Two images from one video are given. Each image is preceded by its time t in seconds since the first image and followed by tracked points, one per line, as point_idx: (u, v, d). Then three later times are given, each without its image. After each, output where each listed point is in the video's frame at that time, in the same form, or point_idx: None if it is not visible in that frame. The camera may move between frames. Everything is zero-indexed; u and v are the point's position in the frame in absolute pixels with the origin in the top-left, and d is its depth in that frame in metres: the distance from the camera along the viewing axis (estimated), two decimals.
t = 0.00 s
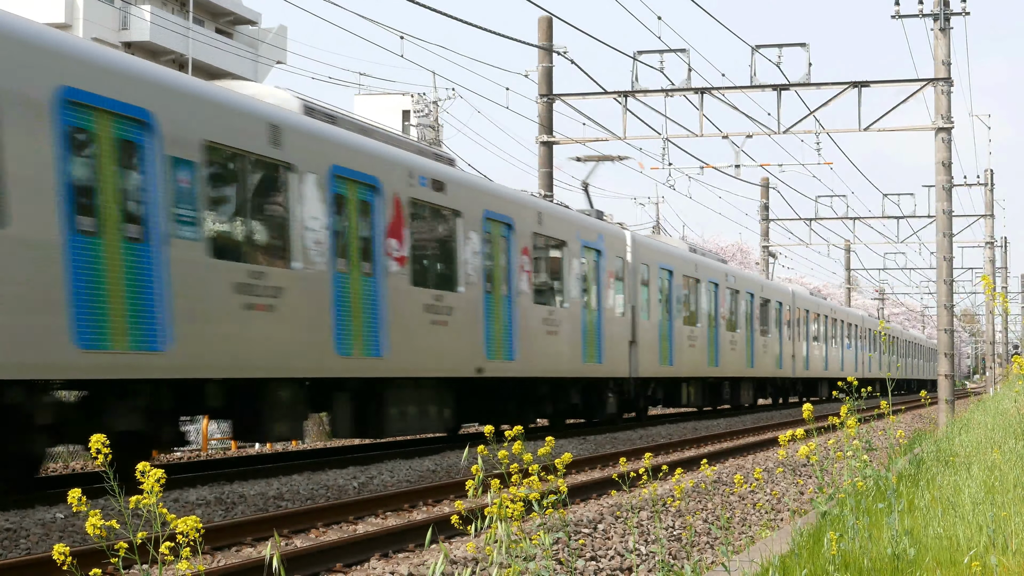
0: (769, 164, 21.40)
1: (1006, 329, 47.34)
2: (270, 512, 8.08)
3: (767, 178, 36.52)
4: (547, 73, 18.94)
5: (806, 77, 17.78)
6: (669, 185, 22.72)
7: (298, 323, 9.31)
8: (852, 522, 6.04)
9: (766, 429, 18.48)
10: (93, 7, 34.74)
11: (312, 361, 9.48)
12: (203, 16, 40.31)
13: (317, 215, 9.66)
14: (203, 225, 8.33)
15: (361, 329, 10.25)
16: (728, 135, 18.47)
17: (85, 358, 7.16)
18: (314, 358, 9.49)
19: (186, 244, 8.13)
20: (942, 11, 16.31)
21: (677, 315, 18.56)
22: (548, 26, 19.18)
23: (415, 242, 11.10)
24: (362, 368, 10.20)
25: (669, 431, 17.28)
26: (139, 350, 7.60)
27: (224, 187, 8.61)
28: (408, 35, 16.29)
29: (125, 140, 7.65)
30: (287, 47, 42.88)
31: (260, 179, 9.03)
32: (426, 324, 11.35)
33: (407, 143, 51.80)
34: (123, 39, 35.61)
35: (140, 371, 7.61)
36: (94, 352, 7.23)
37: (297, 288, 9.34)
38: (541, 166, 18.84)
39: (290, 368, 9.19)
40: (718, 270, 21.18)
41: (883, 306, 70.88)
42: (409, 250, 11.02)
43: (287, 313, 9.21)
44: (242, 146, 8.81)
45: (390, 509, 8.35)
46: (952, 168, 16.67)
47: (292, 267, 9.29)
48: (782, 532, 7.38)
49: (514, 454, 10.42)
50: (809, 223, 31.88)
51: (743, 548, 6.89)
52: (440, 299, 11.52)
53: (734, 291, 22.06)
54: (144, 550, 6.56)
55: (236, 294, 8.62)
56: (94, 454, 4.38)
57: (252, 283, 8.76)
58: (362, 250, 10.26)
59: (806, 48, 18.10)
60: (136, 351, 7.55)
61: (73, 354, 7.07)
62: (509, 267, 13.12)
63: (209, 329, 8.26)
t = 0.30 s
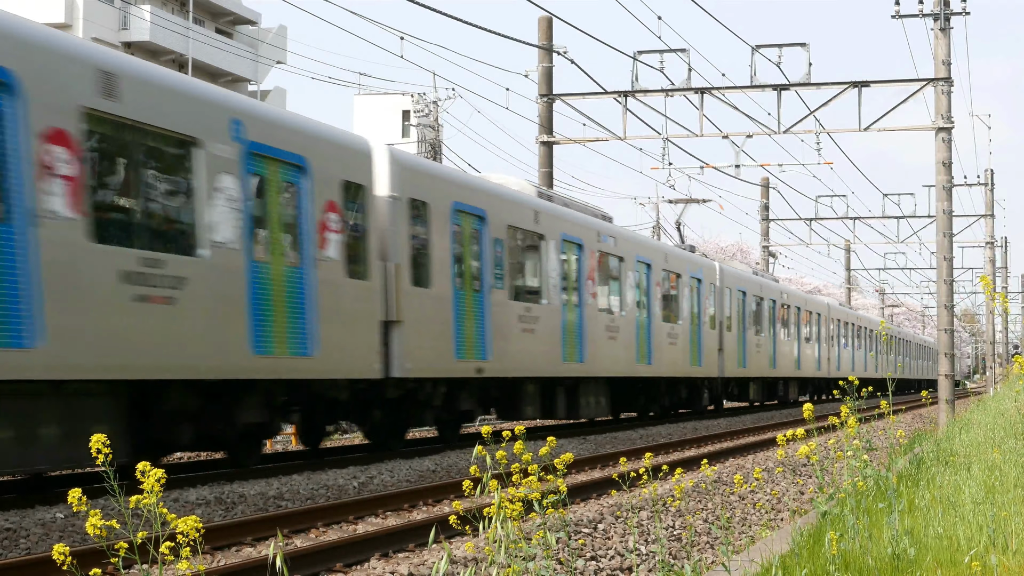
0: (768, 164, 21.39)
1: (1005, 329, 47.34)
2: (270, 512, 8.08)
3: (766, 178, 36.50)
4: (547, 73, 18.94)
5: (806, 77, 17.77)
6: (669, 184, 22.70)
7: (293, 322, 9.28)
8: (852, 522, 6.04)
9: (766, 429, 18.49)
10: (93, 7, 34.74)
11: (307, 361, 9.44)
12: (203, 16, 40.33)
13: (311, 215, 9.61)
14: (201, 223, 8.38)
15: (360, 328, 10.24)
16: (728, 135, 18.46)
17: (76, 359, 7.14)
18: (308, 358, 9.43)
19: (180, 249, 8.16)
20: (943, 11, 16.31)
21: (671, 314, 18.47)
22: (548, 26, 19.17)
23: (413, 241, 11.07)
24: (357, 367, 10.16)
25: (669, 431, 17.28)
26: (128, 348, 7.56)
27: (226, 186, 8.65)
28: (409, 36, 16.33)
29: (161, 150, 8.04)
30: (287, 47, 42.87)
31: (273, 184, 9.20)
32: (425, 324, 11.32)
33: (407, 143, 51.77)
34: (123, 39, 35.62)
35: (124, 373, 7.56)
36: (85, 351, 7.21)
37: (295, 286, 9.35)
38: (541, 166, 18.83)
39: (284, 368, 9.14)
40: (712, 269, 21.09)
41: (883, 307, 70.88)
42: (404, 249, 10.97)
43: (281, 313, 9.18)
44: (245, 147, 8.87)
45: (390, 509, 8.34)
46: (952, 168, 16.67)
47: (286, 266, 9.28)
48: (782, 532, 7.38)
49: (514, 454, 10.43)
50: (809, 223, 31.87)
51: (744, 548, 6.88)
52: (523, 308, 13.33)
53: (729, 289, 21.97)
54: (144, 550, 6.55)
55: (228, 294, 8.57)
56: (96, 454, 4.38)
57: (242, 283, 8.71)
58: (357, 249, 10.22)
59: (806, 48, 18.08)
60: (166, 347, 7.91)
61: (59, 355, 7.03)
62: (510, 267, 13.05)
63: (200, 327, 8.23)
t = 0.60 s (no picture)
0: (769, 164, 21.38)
1: (1005, 329, 47.36)
2: (270, 512, 8.08)
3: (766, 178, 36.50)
4: (547, 73, 18.94)
5: (806, 77, 17.77)
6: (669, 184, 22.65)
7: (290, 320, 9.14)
8: (852, 522, 6.05)
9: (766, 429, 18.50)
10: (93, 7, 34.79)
11: (306, 359, 9.34)
12: (202, 16, 40.36)
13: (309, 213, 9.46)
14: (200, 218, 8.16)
15: (368, 329, 10.25)
16: (728, 135, 18.46)
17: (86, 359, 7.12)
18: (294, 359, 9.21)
19: (182, 245, 7.96)
20: (942, 11, 16.31)
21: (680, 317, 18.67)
22: (548, 26, 19.18)
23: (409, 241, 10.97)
24: (353, 366, 10.02)
25: (668, 431, 17.30)
26: (129, 348, 7.46)
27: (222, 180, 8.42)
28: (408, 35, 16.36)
29: (227, 166, 8.52)
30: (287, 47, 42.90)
31: (226, 171, 8.51)
32: (437, 329, 11.43)
33: (407, 143, 51.81)
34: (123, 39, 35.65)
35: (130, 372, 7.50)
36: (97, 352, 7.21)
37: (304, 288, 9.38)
38: (541, 166, 18.83)
39: (282, 368, 9.04)
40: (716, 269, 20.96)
41: (883, 307, 70.84)
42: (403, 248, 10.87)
43: (279, 311, 9.02)
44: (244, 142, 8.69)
45: (390, 509, 8.35)
46: (952, 168, 16.67)
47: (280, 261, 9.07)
48: (782, 532, 7.39)
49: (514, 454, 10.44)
50: (808, 223, 31.86)
51: (743, 548, 6.88)
52: (479, 303, 12.37)
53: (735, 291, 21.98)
54: (144, 550, 6.56)
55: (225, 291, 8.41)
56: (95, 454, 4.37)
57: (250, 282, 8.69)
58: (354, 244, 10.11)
59: (806, 48, 18.08)
60: (222, 349, 8.32)
61: (62, 354, 6.94)
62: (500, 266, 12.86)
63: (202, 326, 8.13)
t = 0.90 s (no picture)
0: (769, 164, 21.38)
1: (1006, 329, 47.34)
2: (270, 512, 8.09)
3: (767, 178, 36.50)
4: (547, 73, 18.94)
5: (807, 77, 17.76)
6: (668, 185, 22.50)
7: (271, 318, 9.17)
8: (852, 523, 6.06)
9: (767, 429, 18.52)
10: (93, 7, 34.78)
11: (296, 358, 9.50)
12: (203, 16, 40.35)
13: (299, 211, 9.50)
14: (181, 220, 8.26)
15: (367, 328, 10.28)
16: (728, 135, 18.46)
17: (54, 356, 7.07)
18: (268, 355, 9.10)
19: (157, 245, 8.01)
20: (943, 11, 16.31)
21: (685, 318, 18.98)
22: (548, 25, 19.17)
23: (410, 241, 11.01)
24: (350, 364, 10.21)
25: (669, 431, 17.33)
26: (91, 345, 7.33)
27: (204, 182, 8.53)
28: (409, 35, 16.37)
29: (382, 206, 10.72)
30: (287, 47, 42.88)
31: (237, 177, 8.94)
32: (400, 326, 10.97)
33: (407, 143, 51.80)
34: (123, 39, 35.65)
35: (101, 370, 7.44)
36: (66, 349, 7.15)
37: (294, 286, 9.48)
38: (541, 166, 18.83)
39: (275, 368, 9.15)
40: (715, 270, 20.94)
41: (883, 307, 70.82)
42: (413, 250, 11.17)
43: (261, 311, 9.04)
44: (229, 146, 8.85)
45: (390, 509, 8.36)
46: (952, 169, 16.67)
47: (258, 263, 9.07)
48: (782, 533, 7.39)
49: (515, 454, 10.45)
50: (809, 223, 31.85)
51: (743, 549, 6.88)
52: (449, 301, 11.90)
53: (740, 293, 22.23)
54: (145, 550, 6.55)
55: (202, 291, 8.43)
56: (94, 453, 4.37)
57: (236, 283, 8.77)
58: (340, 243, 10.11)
59: (806, 48, 18.07)
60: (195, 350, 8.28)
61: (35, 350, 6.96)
62: (507, 267, 13.14)
63: (177, 328, 8.12)
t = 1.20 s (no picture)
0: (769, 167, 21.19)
1: (1005, 330, 47.32)
2: (270, 512, 8.10)
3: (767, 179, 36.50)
4: (547, 73, 18.94)
5: (807, 77, 17.76)
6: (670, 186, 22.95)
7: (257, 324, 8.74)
8: (852, 523, 6.06)
9: (766, 429, 18.53)
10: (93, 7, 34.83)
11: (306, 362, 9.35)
12: (203, 17, 40.39)
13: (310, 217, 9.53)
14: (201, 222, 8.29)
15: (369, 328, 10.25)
16: (728, 135, 18.45)
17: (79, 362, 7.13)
18: (298, 359, 9.23)
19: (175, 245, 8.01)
20: (943, 11, 16.32)
21: (699, 320, 19.34)
22: (548, 26, 19.18)
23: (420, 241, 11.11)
24: (357, 368, 10.05)
25: (669, 432, 17.34)
26: (88, 347, 7.16)
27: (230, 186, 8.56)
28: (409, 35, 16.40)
29: (308, 187, 9.49)
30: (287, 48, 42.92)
31: (290, 187, 9.27)
32: (329, 313, 9.65)
33: (407, 143, 51.82)
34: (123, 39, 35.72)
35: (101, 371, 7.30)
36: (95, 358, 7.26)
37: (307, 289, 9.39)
38: (541, 166, 18.84)
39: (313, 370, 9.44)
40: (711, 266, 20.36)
41: (883, 307, 70.83)
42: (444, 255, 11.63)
43: (300, 313, 9.32)
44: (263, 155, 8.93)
45: (390, 509, 8.36)
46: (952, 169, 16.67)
47: (301, 269, 9.34)
48: (782, 532, 7.40)
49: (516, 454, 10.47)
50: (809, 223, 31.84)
51: (743, 549, 6.89)
52: (391, 293, 10.64)
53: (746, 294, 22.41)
54: (144, 550, 6.56)
55: (242, 297, 8.62)
56: (93, 455, 4.38)
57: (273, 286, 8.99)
58: (344, 246, 9.94)
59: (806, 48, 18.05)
60: (211, 351, 8.28)
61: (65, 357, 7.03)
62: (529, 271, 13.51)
63: (215, 332, 8.30)
